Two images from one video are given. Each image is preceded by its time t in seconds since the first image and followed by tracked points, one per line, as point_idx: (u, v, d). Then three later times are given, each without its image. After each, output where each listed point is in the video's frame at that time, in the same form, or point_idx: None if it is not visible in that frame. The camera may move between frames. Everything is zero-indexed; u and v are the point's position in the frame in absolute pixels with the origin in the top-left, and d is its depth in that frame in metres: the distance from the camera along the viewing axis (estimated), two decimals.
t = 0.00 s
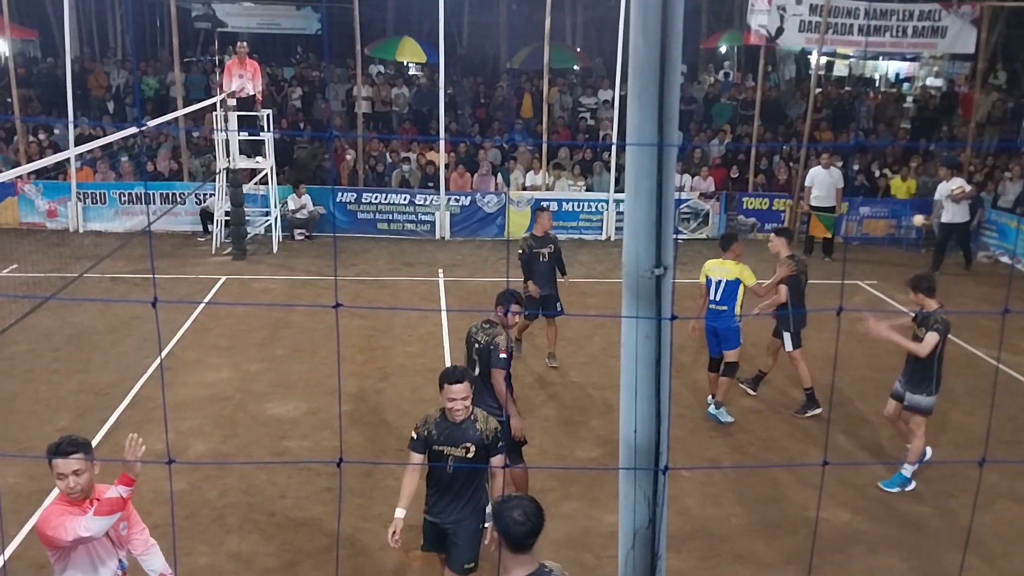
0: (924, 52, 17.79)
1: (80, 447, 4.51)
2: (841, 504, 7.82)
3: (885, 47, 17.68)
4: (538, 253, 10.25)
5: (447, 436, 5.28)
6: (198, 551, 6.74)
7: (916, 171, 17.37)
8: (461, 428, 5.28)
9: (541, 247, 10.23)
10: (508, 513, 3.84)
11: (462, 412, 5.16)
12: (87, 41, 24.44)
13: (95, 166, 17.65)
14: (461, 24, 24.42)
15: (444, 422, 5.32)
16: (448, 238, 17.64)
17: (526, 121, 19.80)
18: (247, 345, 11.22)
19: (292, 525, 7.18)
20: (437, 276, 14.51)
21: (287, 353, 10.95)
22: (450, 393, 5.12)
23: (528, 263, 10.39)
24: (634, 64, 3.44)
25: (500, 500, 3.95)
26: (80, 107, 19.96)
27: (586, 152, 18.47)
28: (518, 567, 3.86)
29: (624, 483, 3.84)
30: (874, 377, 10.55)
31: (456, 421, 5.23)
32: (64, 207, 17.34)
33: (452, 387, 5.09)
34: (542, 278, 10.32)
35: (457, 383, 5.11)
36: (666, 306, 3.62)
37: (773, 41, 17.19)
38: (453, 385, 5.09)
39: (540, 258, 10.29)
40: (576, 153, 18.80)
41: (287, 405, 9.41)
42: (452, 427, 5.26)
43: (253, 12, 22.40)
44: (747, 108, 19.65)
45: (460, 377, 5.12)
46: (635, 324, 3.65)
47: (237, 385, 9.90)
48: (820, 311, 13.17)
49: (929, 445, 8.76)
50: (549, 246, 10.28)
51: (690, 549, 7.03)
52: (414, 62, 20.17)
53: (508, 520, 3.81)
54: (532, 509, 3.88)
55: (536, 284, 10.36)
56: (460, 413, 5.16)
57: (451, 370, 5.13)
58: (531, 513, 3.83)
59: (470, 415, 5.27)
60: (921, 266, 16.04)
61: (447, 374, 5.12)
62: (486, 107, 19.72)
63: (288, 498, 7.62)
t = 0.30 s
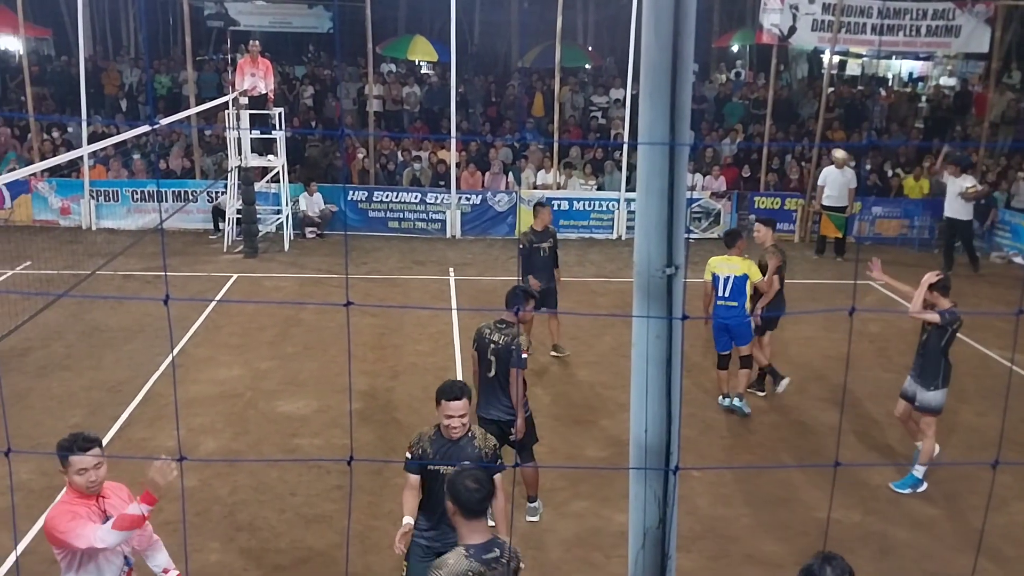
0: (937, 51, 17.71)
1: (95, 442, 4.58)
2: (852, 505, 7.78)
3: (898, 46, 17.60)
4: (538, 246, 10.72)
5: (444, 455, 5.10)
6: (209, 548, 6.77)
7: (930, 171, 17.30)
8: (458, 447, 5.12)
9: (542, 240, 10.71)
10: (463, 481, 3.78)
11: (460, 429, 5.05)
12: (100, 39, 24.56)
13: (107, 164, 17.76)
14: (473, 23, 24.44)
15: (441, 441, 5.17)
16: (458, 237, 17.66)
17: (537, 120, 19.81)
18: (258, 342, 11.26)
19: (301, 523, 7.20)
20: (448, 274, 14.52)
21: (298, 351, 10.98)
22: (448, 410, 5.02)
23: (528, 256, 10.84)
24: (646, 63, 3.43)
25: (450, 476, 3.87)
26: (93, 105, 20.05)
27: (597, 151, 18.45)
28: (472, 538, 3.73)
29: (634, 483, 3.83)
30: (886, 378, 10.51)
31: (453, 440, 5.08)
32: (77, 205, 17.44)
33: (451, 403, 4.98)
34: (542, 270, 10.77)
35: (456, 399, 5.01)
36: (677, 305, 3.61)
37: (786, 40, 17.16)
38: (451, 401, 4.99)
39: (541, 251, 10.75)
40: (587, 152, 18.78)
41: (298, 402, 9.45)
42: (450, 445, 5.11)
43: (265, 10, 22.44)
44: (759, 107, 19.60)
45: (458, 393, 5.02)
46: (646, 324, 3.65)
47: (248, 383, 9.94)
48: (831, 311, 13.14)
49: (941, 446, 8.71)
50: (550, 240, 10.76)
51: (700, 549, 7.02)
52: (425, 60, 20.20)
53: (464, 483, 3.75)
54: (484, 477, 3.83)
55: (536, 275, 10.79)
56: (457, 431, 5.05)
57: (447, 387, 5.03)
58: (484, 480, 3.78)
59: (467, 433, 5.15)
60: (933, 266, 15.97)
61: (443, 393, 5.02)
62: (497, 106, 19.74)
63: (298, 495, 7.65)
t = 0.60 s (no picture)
0: (946, 50, 17.66)
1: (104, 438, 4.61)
2: (859, 506, 7.75)
3: (906, 45, 17.55)
4: (542, 243, 10.84)
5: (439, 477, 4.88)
6: (215, 546, 6.78)
7: (937, 171, 17.25)
8: (453, 467, 4.90)
9: (545, 237, 10.83)
10: (405, 469, 3.94)
11: (452, 446, 4.79)
12: (108, 38, 24.65)
13: (115, 163, 17.83)
14: (480, 22, 24.47)
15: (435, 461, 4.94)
16: (465, 236, 17.66)
17: (544, 119, 19.82)
18: (265, 341, 11.28)
19: (307, 521, 7.20)
20: (454, 273, 14.52)
21: (304, 349, 11.00)
22: (436, 427, 4.74)
23: (531, 252, 10.95)
24: (654, 63, 3.43)
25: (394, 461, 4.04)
26: (101, 103, 20.13)
27: (604, 150, 18.43)
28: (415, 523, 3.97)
29: (639, 483, 3.83)
30: (893, 378, 10.48)
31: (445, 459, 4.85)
32: (85, 204, 17.50)
33: (438, 421, 4.71)
34: (544, 266, 10.93)
35: (444, 414, 4.74)
36: (684, 305, 3.61)
37: (793, 39, 17.17)
38: (437, 419, 4.72)
39: (544, 247, 10.88)
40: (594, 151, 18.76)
41: (304, 401, 9.47)
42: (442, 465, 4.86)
43: (272, 9, 22.43)
44: (766, 107, 19.57)
45: (445, 410, 4.74)
46: (652, 324, 3.64)
47: (254, 381, 9.95)
48: (838, 311, 13.11)
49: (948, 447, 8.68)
50: (554, 235, 10.88)
51: (706, 549, 7.00)
52: (432, 59, 20.24)
53: (409, 472, 3.92)
54: (428, 464, 4.00)
55: (539, 271, 10.93)
56: (450, 448, 4.79)
57: (433, 403, 4.77)
58: (430, 469, 3.96)
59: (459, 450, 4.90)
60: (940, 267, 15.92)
61: (432, 410, 4.74)
62: (504, 105, 19.76)
63: (304, 494, 7.64)
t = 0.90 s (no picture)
0: (952, 50, 17.58)
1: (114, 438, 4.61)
2: (863, 506, 7.75)
3: (911, 45, 17.52)
4: (547, 238, 10.89)
5: (435, 499, 4.69)
6: (219, 544, 6.80)
7: (943, 171, 17.20)
8: (447, 487, 4.71)
9: (551, 232, 10.86)
10: (356, 458, 4.10)
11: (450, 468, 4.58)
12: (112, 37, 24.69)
13: (120, 162, 17.90)
14: (484, 22, 24.50)
15: (427, 484, 4.71)
16: (469, 236, 17.70)
17: (548, 119, 19.85)
18: (269, 340, 11.30)
19: (311, 520, 7.21)
20: (458, 273, 14.53)
21: (308, 348, 11.02)
22: (436, 450, 4.52)
23: (537, 246, 11.01)
24: (658, 63, 3.43)
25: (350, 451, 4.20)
26: (105, 103, 20.18)
27: (608, 149, 18.43)
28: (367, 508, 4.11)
29: (643, 483, 3.83)
30: (897, 378, 10.48)
31: (442, 480, 4.66)
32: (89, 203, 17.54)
33: (440, 443, 4.49)
34: (549, 261, 11.01)
35: (444, 437, 4.52)
36: (688, 305, 3.61)
37: (798, 39, 17.11)
38: (440, 442, 4.49)
39: (549, 242, 10.93)
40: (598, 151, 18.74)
41: (308, 399, 9.49)
42: (439, 486, 4.68)
43: (277, 8, 22.42)
44: (771, 106, 19.55)
45: (444, 433, 4.51)
46: (656, 323, 3.64)
47: (258, 380, 9.97)
48: (842, 311, 13.10)
49: (953, 449, 8.67)
50: (559, 231, 10.96)
51: (710, 549, 7.01)
52: (436, 59, 20.24)
53: (360, 461, 4.07)
54: (382, 454, 4.16)
55: (544, 266, 11.02)
56: (448, 470, 4.59)
57: (429, 424, 4.54)
58: (382, 456, 4.12)
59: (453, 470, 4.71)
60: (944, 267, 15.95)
61: (429, 433, 4.51)
62: (508, 105, 19.77)
63: (308, 493, 7.66)
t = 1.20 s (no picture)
0: (955, 50, 17.58)
1: (97, 446, 4.43)
2: (865, 506, 7.74)
3: (914, 45, 17.52)
4: (545, 233, 10.95)
5: (458, 534, 4.33)
6: (222, 543, 6.81)
7: (947, 171, 17.08)
8: (471, 521, 4.34)
9: (548, 227, 10.94)
10: (357, 442, 4.33)
11: (474, 503, 4.21)
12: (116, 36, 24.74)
13: (123, 161, 17.94)
14: (487, 22, 24.51)
15: (447, 519, 4.34)
16: (472, 235, 17.71)
17: (551, 118, 19.86)
18: (271, 339, 11.32)
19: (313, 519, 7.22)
20: (461, 272, 14.54)
21: (311, 347, 11.03)
22: (455, 486, 4.15)
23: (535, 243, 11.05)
24: (661, 63, 3.43)
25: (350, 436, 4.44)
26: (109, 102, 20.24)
27: (611, 149, 18.44)
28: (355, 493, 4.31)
29: (645, 483, 3.82)
30: (900, 378, 10.47)
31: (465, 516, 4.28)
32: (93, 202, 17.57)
33: (459, 478, 4.12)
34: (549, 257, 11.02)
35: (463, 471, 4.15)
36: (690, 305, 3.61)
37: (801, 39, 17.11)
38: (459, 477, 4.12)
39: (548, 237, 10.99)
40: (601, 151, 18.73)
41: (311, 399, 9.50)
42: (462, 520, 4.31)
43: (280, 8, 22.43)
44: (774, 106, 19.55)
45: (462, 467, 4.14)
46: (659, 323, 3.64)
47: (261, 379, 9.99)
48: (845, 311, 13.09)
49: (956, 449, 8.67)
50: (556, 226, 11.04)
51: (712, 549, 7.00)
52: (439, 58, 20.26)
53: (357, 449, 4.29)
54: (377, 446, 4.37)
55: (545, 262, 11.03)
56: (473, 505, 4.21)
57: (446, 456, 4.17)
58: (377, 447, 4.34)
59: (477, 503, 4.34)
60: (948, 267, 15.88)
61: (446, 468, 4.13)
62: (511, 104, 19.79)
63: (310, 492, 7.65)
